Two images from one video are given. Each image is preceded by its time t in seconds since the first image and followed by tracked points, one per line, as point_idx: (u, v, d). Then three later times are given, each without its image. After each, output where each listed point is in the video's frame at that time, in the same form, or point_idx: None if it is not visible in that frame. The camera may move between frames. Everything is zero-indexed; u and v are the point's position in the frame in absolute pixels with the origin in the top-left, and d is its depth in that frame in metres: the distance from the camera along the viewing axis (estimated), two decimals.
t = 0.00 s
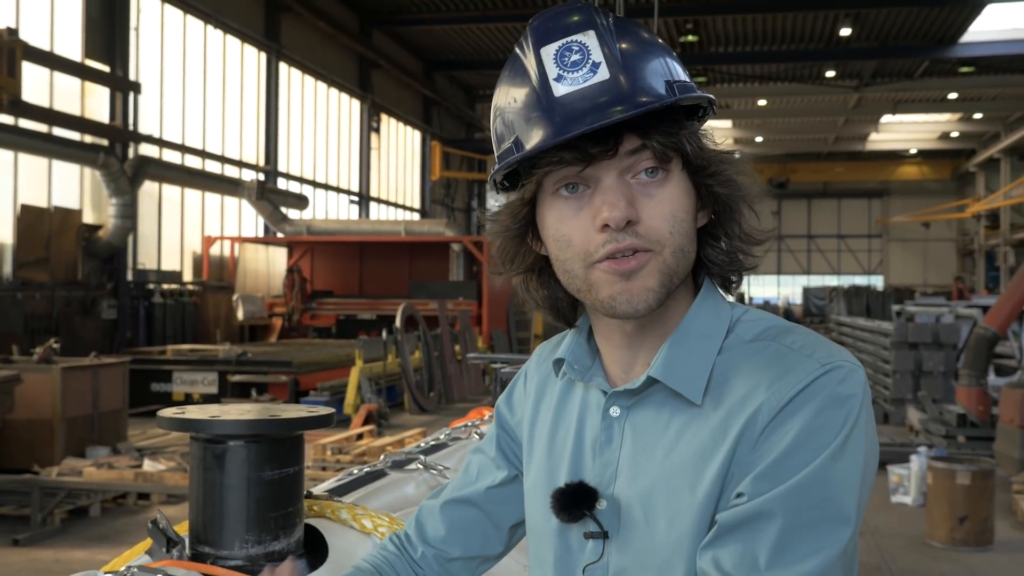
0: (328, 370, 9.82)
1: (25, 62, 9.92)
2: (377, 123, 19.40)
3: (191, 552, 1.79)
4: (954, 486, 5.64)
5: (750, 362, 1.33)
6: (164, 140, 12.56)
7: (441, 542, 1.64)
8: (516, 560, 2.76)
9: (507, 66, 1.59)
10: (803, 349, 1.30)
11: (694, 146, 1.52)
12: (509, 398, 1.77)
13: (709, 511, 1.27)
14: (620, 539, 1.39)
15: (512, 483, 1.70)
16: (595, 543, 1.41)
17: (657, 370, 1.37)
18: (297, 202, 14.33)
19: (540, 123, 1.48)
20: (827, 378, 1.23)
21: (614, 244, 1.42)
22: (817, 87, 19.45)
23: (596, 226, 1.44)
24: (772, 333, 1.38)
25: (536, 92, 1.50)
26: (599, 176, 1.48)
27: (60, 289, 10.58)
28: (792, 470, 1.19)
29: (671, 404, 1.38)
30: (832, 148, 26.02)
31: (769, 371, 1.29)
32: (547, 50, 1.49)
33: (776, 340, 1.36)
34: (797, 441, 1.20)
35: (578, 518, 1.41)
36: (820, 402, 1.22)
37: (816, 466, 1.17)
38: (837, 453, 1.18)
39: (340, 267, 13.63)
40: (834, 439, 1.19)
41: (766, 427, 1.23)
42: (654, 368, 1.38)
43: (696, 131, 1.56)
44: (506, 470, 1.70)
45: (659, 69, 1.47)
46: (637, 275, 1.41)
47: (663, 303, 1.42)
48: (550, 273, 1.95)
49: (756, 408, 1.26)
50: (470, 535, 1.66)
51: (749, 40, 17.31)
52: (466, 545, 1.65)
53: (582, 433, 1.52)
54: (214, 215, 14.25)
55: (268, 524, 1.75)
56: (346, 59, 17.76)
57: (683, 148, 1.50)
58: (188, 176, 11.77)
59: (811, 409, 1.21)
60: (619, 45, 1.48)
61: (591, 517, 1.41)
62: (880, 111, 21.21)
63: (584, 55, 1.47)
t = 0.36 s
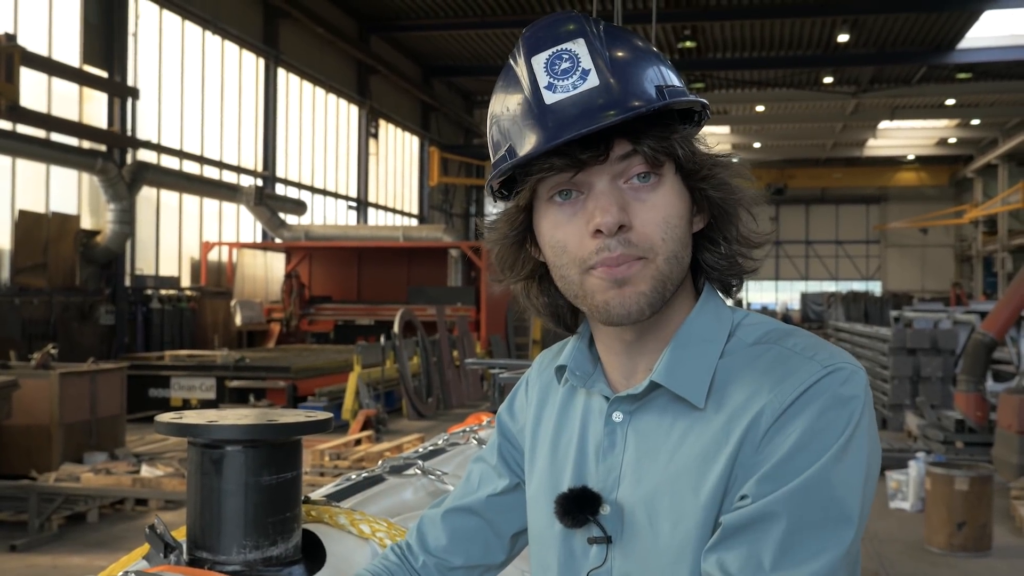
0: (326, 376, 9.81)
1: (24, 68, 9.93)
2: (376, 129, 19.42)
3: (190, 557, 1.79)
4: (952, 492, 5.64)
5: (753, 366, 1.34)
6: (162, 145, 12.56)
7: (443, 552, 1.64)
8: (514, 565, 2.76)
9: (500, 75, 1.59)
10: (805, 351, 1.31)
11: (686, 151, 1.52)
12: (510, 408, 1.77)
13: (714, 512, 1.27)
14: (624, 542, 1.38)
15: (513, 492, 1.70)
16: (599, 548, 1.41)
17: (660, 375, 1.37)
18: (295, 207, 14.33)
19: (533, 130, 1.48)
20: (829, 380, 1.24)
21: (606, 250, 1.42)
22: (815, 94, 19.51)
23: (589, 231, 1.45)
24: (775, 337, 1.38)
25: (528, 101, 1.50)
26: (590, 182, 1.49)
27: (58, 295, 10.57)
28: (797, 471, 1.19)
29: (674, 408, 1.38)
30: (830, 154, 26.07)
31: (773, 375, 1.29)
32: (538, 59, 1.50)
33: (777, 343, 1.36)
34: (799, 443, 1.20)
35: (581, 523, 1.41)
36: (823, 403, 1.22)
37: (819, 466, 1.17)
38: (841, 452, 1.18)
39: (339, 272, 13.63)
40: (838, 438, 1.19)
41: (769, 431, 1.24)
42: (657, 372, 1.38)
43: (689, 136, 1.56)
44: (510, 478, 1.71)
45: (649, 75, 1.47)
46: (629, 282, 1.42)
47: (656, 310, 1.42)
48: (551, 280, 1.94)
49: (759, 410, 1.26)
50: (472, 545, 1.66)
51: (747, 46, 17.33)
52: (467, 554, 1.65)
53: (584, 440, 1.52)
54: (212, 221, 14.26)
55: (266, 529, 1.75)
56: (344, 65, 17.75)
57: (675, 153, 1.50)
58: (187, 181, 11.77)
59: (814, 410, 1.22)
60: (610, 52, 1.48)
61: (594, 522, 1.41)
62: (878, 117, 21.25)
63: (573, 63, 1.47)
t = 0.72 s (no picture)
0: (328, 379, 9.80)
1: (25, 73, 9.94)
2: (376, 132, 19.43)
3: (190, 560, 1.79)
4: (954, 496, 5.63)
5: (768, 364, 1.35)
6: (163, 149, 12.58)
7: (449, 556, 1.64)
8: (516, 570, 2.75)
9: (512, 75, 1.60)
10: (817, 346, 1.33)
11: (693, 155, 1.51)
12: (516, 412, 1.77)
13: (735, 511, 1.27)
14: (636, 543, 1.37)
15: (519, 497, 1.71)
16: (610, 548, 1.39)
17: (674, 371, 1.37)
18: (296, 211, 14.33)
19: (541, 130, 1.49)
20: (848, 377, 1.25)
21: (607, 253, 1.43)
22: (816, 97, 19.51)
23: (591, 234, 1.45)
24: (789, 334, 1.39)
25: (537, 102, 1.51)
26: (595, 184, 1.50)
27: (59, 299, 10.56)
28: (830, 472, 1.21)
29: (688, 406, 1.38)
30: (831, 158, 26.04)
31: (790, 374, 1.30)
32: (547, 60, 1.50)
33: (789, 341, 1.38)
34: (830, 445, 1.21)
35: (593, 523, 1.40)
36: (848, 402, 1.23)
37: (853, 467, 1.19)
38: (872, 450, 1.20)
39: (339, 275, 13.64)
40: (868, 437, 1.21)
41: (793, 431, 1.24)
42: (673, 368, 1.38)
43: (700, 140, 1.55)
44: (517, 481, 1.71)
45: (659, 79, 1.47)
46: (630, 286, 1.42)
47: (657, 314, 1.42)
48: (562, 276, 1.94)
49: (780, 409, 1.26)
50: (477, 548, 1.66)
51: (748, 50, 17.35)
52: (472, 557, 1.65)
53: (594, 441, 1.51)
54: (214, 224, 14.26)
55: (267, 534, 1.75)
56: (345, 68, 17.76)
57: (681, 157, 1.49)
58: (187, 185, 11.77)
59: (840, 408, 1.23)
60: (620, 54, 1.47)
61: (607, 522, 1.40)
62: (879, 121, 21.23)
63: (581, 66, 1.47)
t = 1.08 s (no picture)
0: (329, 384, 9.81)
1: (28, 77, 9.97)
2: (378, 137, 19.43)
3: (193, 564, 1.85)
4: (957, 500, 5.62)
5: (792, 362, 1.41)
6: (166, 153, 12.59)
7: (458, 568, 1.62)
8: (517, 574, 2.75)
9: (531, 74, 1.61)
10: (841, 343, 1.41)
11: (714, 155, 1.52)
12: (508, 422, 1.75)
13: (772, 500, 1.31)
14: (657, 539, 1.38)
15: (519, 507, 1.70)
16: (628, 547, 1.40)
17: (697, 363, 1.42)
18: (298, 215, 14.34)
19: (562, 131, 1.50)
20: (879, 374, 1.34)
21: (632, 252, 1.42)
22: (817, 102, 19.52)
23: (615, 233, 1.45)
24: (804, 332, 1.46)
25: (558, 102, 1.52)
26: (620, 183, 1.49)
27: (61, 302, 10.58)
28: (881, 468, 1.26)
29: (711, 400, 1.42)
30: (832, 162, 26.05)
31: (819, 371, 1.37)
32: (569, 60, 1.52)
33: (809, 338, 1.45)
34: (877, 440, 1.28)
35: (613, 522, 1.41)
36: (886, 397, 1.31)
37: (904, 462, 1.25)
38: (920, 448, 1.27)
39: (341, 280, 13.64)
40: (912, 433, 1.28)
41: (837, 427, 1.30)
42: (695, 360, 1.43)
43: (717, 139, 1.56)
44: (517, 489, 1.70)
45: (679, 80, 1.49)
46: (653, 286, 1.42)
47: (680, 313, 1.42)
48: (573, 277, 1.94)
49: (819, 405, 1.33)
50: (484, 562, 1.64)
51: (750, 54, 17.36)
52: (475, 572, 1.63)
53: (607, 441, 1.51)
54: (215, 228, 14.27)
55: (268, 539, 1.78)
56: (347, 73, 17.77)
57: (702, 157, 1.50)
58: (189, 189, 11.78)
59: (879, 403, 1.30)
60: (641, 55, 1.50)
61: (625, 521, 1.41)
62: (881, 125, 21.24)
63: (604, 66, 1.50)
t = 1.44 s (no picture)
0: (329, 385, 9.82)
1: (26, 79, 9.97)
2: (376, 138, 19.43)
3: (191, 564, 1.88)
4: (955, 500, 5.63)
5: (793, 352, 1.44)
6: (164, 156, 12.60)
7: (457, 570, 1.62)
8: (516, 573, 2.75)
9: (523, 70, 1.62)
10: (841, 332, 1.43)
11: (707, 148, 1.52)
12: (502, 425, 1.74)
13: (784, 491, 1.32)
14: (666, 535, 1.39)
15: (515, 508, 1.69)
16: (638, 542, 1.41)
17: (699, 355, 1.44)
18: (297, 217, 14.34)
19: (556, 127, 1.51)
20: (879, 360, 1.36)
21: (626, 246, 1.42)
22: (816, 102, 19.52)
23: (610, 228, 1.45)
24: (805, 323, 1.48)
25: (551, 97, 1.53)
26: (613, 179, 1.49)
27: (60, 305, 10.58)
28: (893, 450, 1.27)
29: (715, 392, 1.44)
30: (831, 162, 26.07)
31: (821, 360, 1.39)
32: (561, 55, 1.53)
33: (808, 328, 1.47)
34: (886, 425, 1.29)
35: (622, 518, 1.40)
36: (888, 382, 1.33)
37: (912, 444, 1.27)
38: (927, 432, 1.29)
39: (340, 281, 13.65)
40: (918, 417, 1.30)
41: (844, 416, 1.32)
42: (698, 352, 1.45)
43: (711, 133, 1.57)
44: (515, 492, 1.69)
45: (672, 73, 1.50)
46: (649, 280, 1.42)
47: (677, 307, 1.42)
48: (569, 272, 1.96)
49: (825, 393, 1.35)
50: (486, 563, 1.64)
51: (747, 55, 17.37)
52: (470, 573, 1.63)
53: (609, 438, 1.51)
54: (214, 230, 14.27)
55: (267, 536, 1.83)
56: (345, 74, 17.76)
57: (697, 150, 1.51)
58: (188, 191, 11.78)
59: (885, 389, 1.32)
60: (633, 49, 1.51)
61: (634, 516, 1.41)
62: (880, 125, 21.26)
63: (596, 60, 1.50)
